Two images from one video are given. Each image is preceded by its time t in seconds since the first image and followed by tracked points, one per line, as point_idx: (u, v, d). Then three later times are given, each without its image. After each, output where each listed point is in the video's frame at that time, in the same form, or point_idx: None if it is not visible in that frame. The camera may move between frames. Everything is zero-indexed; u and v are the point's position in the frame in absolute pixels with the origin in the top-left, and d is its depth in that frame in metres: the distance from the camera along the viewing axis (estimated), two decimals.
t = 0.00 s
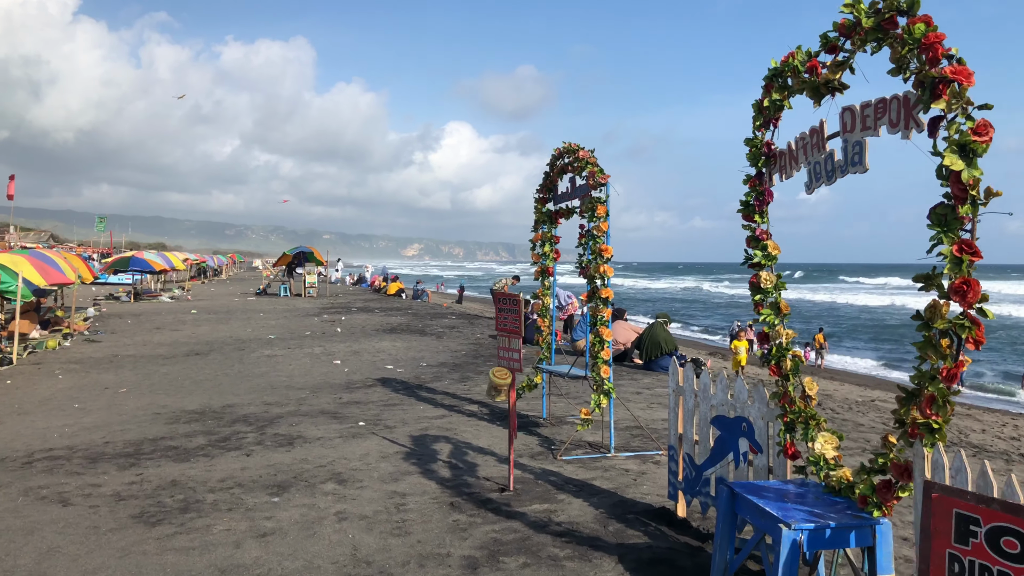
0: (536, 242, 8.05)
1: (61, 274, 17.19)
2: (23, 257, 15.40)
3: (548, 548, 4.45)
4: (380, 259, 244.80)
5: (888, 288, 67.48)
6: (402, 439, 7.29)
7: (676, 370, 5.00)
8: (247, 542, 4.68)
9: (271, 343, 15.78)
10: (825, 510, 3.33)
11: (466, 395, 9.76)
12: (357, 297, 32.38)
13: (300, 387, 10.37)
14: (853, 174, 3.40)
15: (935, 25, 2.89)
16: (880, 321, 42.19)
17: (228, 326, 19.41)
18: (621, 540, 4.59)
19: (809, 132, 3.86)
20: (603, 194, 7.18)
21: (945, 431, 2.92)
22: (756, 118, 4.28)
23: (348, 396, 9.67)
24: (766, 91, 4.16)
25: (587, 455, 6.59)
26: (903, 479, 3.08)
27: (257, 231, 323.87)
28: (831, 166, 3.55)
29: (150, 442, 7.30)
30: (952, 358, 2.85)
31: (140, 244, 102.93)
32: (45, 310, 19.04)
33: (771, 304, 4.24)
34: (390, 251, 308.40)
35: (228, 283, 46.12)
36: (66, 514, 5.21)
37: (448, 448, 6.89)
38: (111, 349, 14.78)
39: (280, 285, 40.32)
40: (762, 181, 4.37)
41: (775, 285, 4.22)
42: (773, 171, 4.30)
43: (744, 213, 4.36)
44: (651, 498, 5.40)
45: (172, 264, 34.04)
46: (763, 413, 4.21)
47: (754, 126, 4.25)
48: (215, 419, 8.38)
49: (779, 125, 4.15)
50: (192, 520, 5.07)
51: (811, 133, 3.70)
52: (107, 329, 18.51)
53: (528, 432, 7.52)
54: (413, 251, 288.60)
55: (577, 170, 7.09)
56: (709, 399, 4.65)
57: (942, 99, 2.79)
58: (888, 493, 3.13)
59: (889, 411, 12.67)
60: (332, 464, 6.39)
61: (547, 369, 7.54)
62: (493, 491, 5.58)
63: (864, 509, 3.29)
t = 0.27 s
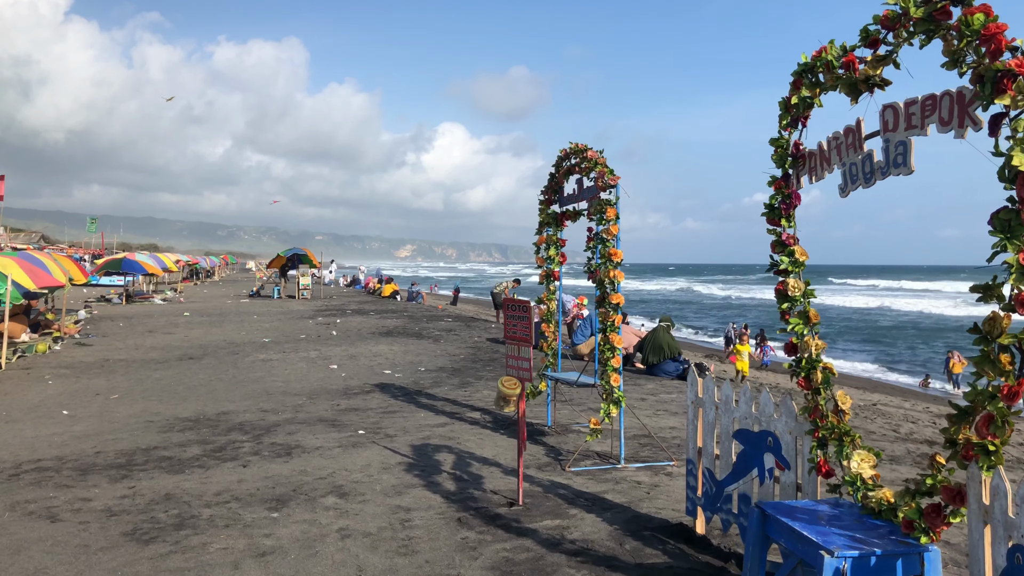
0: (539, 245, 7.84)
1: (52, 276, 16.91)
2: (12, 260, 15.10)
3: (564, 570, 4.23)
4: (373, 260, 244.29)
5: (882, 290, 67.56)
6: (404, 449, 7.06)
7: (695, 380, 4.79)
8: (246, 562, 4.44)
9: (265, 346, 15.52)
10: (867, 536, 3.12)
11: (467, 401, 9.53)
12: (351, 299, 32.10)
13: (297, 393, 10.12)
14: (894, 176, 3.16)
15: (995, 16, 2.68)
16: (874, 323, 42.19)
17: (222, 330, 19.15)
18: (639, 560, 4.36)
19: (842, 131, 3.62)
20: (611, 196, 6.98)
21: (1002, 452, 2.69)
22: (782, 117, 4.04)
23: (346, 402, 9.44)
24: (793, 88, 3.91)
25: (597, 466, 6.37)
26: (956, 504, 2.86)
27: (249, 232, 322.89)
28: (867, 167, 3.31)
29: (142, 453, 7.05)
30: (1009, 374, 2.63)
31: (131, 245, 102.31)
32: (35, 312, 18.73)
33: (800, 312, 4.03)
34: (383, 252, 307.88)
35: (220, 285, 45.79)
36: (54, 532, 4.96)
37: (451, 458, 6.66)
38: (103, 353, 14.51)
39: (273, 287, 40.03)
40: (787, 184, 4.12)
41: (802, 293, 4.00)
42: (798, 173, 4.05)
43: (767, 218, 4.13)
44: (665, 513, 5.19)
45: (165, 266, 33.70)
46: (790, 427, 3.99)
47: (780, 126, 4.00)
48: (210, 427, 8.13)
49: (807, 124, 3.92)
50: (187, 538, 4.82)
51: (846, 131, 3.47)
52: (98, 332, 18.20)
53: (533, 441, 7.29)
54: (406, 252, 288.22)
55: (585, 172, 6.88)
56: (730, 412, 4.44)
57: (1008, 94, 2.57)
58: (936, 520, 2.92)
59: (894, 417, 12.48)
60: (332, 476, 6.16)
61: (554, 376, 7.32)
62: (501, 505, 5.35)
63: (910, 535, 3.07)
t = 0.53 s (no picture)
0: (542, 245, 7.60)
1: (43, 278, 16.64)
2: (2, 261, 14.81)
3: None
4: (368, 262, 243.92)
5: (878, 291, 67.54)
6: (404, 456, 6.83)
7: (711, 386, 4.58)
8: None
9: (260, 349, 15.27)
10: (907, 556, 2.91)
11: (467, 405, 9.30)
12: (347, 301, 31.82)
13: (292, 397, 9.88)
14: (942, 169, 3.00)
15: None
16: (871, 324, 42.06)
17: (216, 332, 18.88)
18: None
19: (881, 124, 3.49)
20: (618, 194, 6.74)
21: None
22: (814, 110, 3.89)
23: (343, 407, 9.20)
24: (829, 79, 3.76)
25: (604, 473, 6.15)
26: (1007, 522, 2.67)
27: (244, 234, 322.20)
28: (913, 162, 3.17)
29: (132, 461, 6.80)
30: None
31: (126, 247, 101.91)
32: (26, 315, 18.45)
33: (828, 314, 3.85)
34: (378, 254, 307.44)
35: (214, 287, 45.46)
36: (38, 546, 4.72)
37: (453, 466, 6.43)
38: (94, 356, 14.25)
39: (268, 289, 39.78)
40: (816, 181, 3.95)
41: (831, 295, 3.82)
42: (831, 168, 3.90)
43: (795, 214, 3.97)
44: (677, 524, 4.97)
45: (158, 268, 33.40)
46: (816, 437, 3.79)
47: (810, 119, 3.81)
48: (203, 433, 7.89)
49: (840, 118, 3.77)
50: (178, 553, 4.59)
51: (889, 123, 3.33)
52: (91, 335, 17.92)
53: (537, 447, 7.06)
54: (401, 253, 287.81)
55: (591, 170, 6.66)
56: (750, 420, 4.23)
57: None
58: (985, 539, 2.72)
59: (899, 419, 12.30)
60: (330, 485, 5.93)
61: (558, 380, 7.10)
62: (507, 516, 5.13)
63: (954, 556, 2.86)
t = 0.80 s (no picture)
0: (543, 242, 7.36)
1: (30, 275, 16.32)
2: None
3: None
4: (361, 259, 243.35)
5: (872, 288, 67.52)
6: (400, 460, 6.58)
7: (725, 389, 4.35)
8: None
9: (251, 348, 14.98)
10: None
11: (463, 406, 9.05)
12: (340, 298, 31.49)
13: (284, 398, 9.62)
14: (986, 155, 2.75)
15: None
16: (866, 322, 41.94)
17: (207, 330, 18.59)
18: None
19: (913, 111, 3.24)
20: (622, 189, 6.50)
21: None
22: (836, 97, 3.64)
23: (337, 408, 8.94)
24: (852, 64, 3.51)
25: (608, 479, 5.91)
26: None
27: (237, 231, 321.17)
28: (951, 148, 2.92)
29: (117, 466, 6.53)
30: None
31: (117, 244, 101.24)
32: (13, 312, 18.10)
33: (854, 314, 3.58)
34: (371, 251, 306.82)
35: (206, 284, 45.06)
36: (12, 559, 4.45)
37: (451, 471, 6.19)
38: (82, 355, 13.95)
39: (260, 287, 39.44)
40: (840, 173, 3.69)
41: (857, 293, 3.58)
42: (854, 159, 3.64)
43: (815, 208, 3.71)
44: (688, 534, 4.73)
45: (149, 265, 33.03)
46: (840, 445, 3.53)
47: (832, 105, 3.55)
48: (191, 436, 7.62)
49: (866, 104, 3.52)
50: (161, 568, 4.33)
51: (923, 108, 3.09)
52: (79, 333, 17.60)
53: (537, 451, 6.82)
54: (394, 250, 287.20)
55: (595, 164, 6.41)
56: (769, 426, 3.98)
57: None
58: None
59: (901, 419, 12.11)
60: (323, 491, 5.67)
61: (560, 381, 6.85)
62: (509, 526, 4.88)
63: None
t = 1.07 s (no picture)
0: (546, 245, 7.12)
1: (20, 278, 16.04)
2: None
3: None
4: (357, 261, 242.93)
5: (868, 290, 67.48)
6: (399, 472, 6.34)
7: (746, 402, 4.11)
8: None
9: (245, 352, 14.71)
10: None
11: (464, 413, 8.81)
12: (336, 301, 31.24)
13: (279, 405, 9.36)
14: None
15: None
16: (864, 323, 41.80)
17: (201, 334, 18.32)
18: None
19: (949, 102, 2.86)
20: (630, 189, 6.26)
21: None
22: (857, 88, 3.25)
23: (333, 416, 8.69)
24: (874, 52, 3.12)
25: (617, 492, 5.66)
26: None
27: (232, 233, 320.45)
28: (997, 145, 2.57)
29: (104, 479, 6.26)
30: None
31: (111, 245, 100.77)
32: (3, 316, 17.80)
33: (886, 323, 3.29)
34: (367, 253, 306.41)
35: (200, 286, 44.73)
36: None
37: (453, 484, 5.94)
38: (72, 360, 13.68)
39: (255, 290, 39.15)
40: (866, 171, 3.32)
41: (891, 301, 3.26)
42: (881, 155, 3.26)
43: (838, 211, 3.36)
44: (704, 553, 4.49)
45: (143, 267, 32.71)
46: (873, 462, 3.29)
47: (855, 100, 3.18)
48: (182, 446, 7.36)
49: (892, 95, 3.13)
50: None
51: (961, 100, 2.72)
52: (71, 337, 17.30)
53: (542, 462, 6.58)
54: (390, 252, 286.80)
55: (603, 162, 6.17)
56: (794, 441, 3.75)
57: None
58: None
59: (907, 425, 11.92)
60: (319, 507, 5.42)
61: (566, 390, 6.58)
62: (515, 545, 4.63)
63: None
